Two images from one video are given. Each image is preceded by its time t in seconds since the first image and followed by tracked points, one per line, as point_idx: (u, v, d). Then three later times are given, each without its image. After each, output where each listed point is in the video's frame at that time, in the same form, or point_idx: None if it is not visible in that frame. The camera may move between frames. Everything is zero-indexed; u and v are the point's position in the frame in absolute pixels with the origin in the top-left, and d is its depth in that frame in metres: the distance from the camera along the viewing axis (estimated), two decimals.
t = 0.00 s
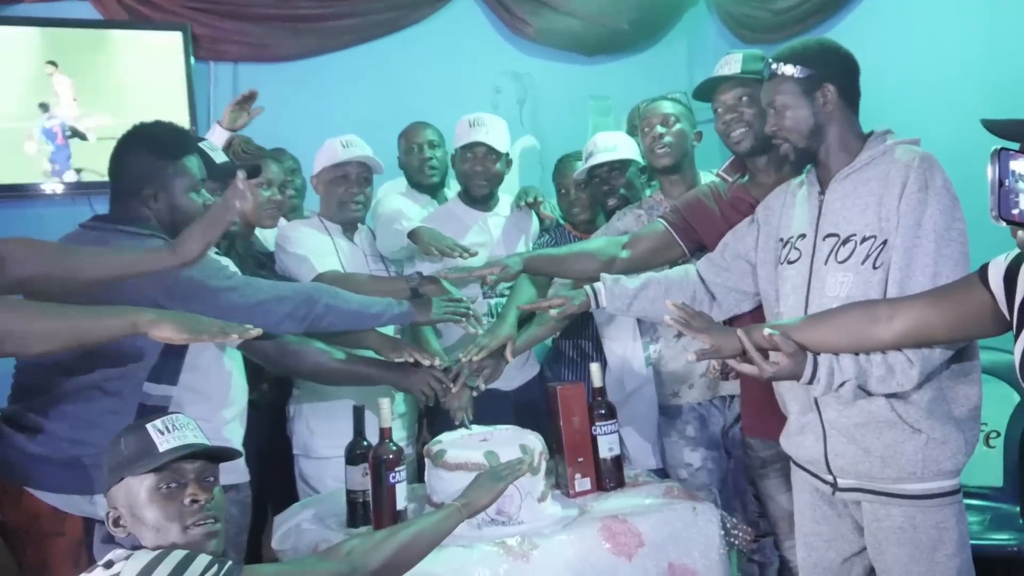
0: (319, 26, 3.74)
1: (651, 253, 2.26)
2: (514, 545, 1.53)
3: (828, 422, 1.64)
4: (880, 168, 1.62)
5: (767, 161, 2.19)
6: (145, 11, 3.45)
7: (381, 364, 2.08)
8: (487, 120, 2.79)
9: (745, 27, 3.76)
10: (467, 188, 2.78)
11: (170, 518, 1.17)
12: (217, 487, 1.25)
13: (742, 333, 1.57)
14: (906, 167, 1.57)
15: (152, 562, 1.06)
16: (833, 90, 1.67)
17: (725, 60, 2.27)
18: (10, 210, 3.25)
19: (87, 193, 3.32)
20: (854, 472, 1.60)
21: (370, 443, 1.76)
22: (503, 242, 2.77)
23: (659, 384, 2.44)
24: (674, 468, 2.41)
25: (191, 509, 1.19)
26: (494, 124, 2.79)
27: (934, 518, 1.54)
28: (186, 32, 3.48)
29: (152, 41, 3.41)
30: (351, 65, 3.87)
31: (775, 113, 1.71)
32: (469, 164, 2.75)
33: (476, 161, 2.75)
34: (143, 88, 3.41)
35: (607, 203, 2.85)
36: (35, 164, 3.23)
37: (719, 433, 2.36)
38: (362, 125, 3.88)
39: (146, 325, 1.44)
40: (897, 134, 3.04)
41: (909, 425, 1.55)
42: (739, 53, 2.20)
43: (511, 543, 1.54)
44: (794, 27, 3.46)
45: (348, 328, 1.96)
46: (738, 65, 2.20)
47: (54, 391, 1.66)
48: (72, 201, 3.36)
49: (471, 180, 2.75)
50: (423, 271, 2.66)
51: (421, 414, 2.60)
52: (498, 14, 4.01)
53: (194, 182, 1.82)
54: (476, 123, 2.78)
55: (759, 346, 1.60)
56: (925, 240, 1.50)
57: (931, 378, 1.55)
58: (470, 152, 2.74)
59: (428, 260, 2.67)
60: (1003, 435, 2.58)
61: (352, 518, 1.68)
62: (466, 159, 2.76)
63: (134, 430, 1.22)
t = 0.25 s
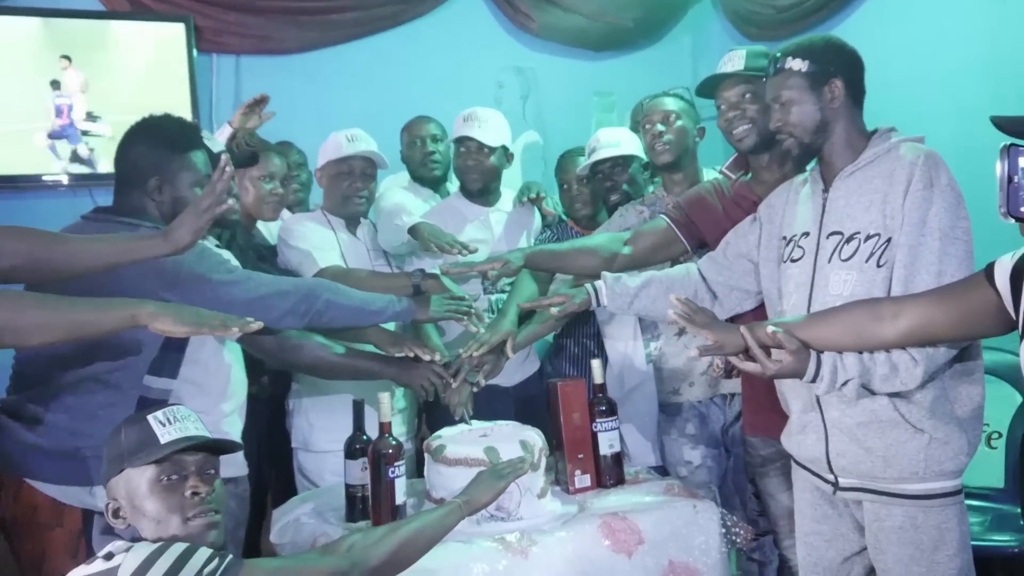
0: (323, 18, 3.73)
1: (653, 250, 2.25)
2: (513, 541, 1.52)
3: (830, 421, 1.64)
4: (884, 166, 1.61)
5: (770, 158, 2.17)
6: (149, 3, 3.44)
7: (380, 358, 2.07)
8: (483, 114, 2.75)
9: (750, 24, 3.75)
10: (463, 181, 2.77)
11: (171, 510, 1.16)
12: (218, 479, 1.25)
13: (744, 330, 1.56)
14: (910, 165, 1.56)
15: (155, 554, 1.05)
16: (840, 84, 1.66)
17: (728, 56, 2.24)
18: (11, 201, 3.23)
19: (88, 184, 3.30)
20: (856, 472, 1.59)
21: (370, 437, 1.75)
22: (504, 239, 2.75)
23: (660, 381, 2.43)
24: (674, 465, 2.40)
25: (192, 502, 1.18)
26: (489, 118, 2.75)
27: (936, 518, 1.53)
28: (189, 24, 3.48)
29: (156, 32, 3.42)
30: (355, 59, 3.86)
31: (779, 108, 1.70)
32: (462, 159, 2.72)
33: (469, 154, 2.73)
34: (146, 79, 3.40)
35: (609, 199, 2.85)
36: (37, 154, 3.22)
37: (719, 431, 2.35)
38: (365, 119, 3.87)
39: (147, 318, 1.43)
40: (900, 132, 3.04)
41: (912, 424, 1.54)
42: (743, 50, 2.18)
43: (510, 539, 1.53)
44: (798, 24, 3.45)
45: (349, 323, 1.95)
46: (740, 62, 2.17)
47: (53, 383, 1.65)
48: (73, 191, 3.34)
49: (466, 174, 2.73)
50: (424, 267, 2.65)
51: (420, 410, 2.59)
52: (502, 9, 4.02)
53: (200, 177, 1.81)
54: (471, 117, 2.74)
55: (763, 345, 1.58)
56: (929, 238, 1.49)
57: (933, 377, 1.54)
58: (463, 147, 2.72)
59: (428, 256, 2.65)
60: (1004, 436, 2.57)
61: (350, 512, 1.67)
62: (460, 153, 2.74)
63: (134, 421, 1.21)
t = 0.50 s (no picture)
0: (333, 7, 3.72)
1: (661, 246, 2.24)
2: (517, 536, 1.52)
3: (838, 421, 1.62)
4: (898, 162, 1.58)
5: (780, 151, 2.16)
6: None
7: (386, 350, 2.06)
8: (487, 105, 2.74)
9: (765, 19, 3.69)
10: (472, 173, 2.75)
11: (176, 499, 1.16)
12: (224, 469, 1.24)
13: (755, 324, 1.53)
14: (924, 161, 1.53)
15: (159, 543, 1.05)
16: (870, 76, 1.67)
17: (737, 51, 2.22)
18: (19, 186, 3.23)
19: (96, 171, 3.30)
20: (863, 472, 1.58)
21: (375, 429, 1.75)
22: (511, 232, 2.74)
23: (666, 377, 2.42)
24: (679, 462, 2.39)
25: (198, 492, 1.18)
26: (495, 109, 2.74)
27: (943, 520, 1.52)
28: (199, 11, 3.46)
29: (166, 19, 3.40)
30: (364, 48, 3.84)
31: (807, 93, 1.66)
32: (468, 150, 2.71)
33: (475, 145, 2.72)
34: (155, 66, 3.39)
35: (619, 192, 2.82)
36: (46, 141, 3.23)
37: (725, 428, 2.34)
38: (373, 109, 3.85)
39: (153, 310, 1.42)
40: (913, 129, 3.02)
41: (920, 425, 1.52)
42: (753, 45, 2.15)
43: (513, 534, 1.52)
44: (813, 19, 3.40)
45: (354, 315, 1.94)
46: (750, 57, 2.14)
47: (60, 369, 1.66)
48: (82, 177, 3.34)
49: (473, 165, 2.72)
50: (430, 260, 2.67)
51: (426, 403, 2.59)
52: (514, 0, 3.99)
53: (206, 164, 1.80)
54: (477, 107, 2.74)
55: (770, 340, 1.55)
56: (942, 236, 1.46)
57: (943, 377, 1.52)
58: (469, 137, 2.71)
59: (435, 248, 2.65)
60: (1013, 438, 2.54)
61: (354, 503, 1.67)
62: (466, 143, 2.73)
63: (141, 409, 1.21)
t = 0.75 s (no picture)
0: (348, 12, 3.74)
1: (673, 254, 2.23)
2: (527, 545, 1.51)
3: (852, 432, 1.61)
4: (915, 172, 1.57)
5: (795, 159, 2.14)
6: None
7: (398, 355, 2.07)
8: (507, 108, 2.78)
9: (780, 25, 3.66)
10: (491, 176, 2.74)
11: (189, 505, 1.16)
12: (237, 475, 1.24)
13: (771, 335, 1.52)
14: (942, 171, 1.51)
15: (171, 548, 1.05)
16: (892, 85, 1.66)
17: (751, 58, 2.21)
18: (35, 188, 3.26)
19: (110, 174, 3.33)
20: (877, 484, 1.56)
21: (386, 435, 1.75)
22: (524, 239, 2.72)
23: (678, 385, 2.41)
24: (690, 471, 2.38)
25: (211, 498, 1.18)
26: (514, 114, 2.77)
27: (958, 534, 1.50)
28: (214, 14, 3.48)
29: (182, 22, 3.42)
30: (378, 53, 3.85)
31: (828, 98, 1.65)
32: (493, 151, 2.72)
33: (500, 147, 2.73)
34: (170, 69, 3.41)
35: (631, 198, 2.81)
36: (62, 142, 3.25)
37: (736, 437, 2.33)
38: (387, 113, 3.86)
39: (163, 317, 1.43)
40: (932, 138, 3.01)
41: (936, 438, 1.50)
42: (766, 53, 2.15)
43: (523, 542, 1.51)
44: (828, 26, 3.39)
45: (365, 319, 1.94)
46: (763, 65, 2.14)
47: (71, 371, 1.66)
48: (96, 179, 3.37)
49: (496, 167, 2.71)
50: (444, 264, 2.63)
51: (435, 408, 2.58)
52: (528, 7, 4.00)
53: (216, 165, 1.81)
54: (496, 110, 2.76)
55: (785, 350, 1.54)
56: (960, 247, 1.44)
57: (960, 390, 1.50)
58: (493, 139, 2.73)
59: (448, 253, 2.64)
60: None
61: (364, 509, 1.66)
62: (490, 146, 2.74)
63: (155, 413, 1.21)
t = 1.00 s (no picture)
0: (360, 16, 3.75)
1: (684, 259, 2.22)
2: (536, 551, 1.51)
3: (864, 440, 1.60)
4: (929, 179, 1.56)
5: (806, 165, 2.14)
6: None
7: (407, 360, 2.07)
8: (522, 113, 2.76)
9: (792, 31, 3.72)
10: (506, 177, 2.74)
11: (203, 509, 1.17)
12: (250, 480, 1.25)
13: (782, 339, 1.51)
14: (957, 178, 1.50)
15: (184, 553, 1.05)
16: (903, 92, 1.64)
17: (763, 64, 2.20)
18: (48, 191, 3.29)
19: (122, 177, 3.34)
20: (889, 492, 1.55)
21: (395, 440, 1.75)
22: (535, 241, 2.73)
23: (689, 392, 2.40)
24: (700, 477, 2.37)
25: (225, 504, 1.18)
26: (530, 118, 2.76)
27: (970, 543, 1.49)
28: (227, 19, 3.50)
29: (195, 27, 3.45)
30: (390, 58, 3.86)
31: (838, 108, 1.66)
32: (508, 152, 2.72)
33: (516, 149, 2.73)
34: (183, 74, 3.44)
35: (642, 203, 2.83)
36: (75, 146, 3.27)
37: (746, 444, 2.33)
38: (397, 118, 3.87)
39: (173, 318, 1.44)
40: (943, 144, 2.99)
41: (949, 446, 1.49)
42: (779, 59, 2.14)
43: (532, 548, 1.51)
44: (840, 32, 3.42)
45: (375, 322, 1.95)
46: (774, 72, 2.13)
47: (83, 374, 1.67)
48: (109, 183, 3.39)
49: (510, 169, 2.71)
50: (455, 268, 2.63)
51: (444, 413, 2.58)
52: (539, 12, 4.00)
53: (225, 168, 1.82)
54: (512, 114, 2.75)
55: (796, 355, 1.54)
56: (974, 254, 1.43)
57: (973, 397, 1.49)
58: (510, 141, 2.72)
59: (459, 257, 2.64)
60: None
61: (373, 513, 1.67)
62: (506, 148, 2.73)
63: (171, 417, 1.21)
